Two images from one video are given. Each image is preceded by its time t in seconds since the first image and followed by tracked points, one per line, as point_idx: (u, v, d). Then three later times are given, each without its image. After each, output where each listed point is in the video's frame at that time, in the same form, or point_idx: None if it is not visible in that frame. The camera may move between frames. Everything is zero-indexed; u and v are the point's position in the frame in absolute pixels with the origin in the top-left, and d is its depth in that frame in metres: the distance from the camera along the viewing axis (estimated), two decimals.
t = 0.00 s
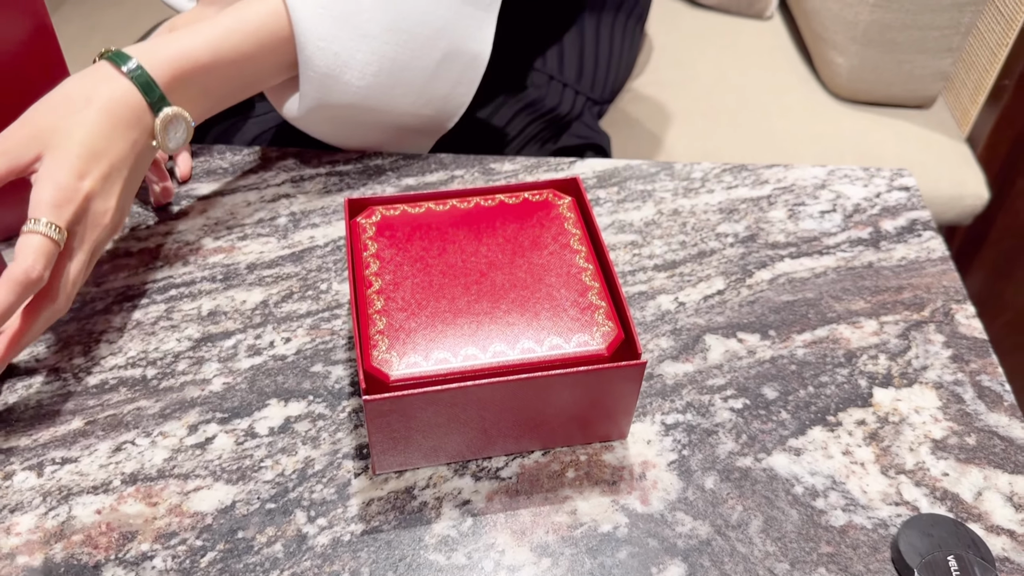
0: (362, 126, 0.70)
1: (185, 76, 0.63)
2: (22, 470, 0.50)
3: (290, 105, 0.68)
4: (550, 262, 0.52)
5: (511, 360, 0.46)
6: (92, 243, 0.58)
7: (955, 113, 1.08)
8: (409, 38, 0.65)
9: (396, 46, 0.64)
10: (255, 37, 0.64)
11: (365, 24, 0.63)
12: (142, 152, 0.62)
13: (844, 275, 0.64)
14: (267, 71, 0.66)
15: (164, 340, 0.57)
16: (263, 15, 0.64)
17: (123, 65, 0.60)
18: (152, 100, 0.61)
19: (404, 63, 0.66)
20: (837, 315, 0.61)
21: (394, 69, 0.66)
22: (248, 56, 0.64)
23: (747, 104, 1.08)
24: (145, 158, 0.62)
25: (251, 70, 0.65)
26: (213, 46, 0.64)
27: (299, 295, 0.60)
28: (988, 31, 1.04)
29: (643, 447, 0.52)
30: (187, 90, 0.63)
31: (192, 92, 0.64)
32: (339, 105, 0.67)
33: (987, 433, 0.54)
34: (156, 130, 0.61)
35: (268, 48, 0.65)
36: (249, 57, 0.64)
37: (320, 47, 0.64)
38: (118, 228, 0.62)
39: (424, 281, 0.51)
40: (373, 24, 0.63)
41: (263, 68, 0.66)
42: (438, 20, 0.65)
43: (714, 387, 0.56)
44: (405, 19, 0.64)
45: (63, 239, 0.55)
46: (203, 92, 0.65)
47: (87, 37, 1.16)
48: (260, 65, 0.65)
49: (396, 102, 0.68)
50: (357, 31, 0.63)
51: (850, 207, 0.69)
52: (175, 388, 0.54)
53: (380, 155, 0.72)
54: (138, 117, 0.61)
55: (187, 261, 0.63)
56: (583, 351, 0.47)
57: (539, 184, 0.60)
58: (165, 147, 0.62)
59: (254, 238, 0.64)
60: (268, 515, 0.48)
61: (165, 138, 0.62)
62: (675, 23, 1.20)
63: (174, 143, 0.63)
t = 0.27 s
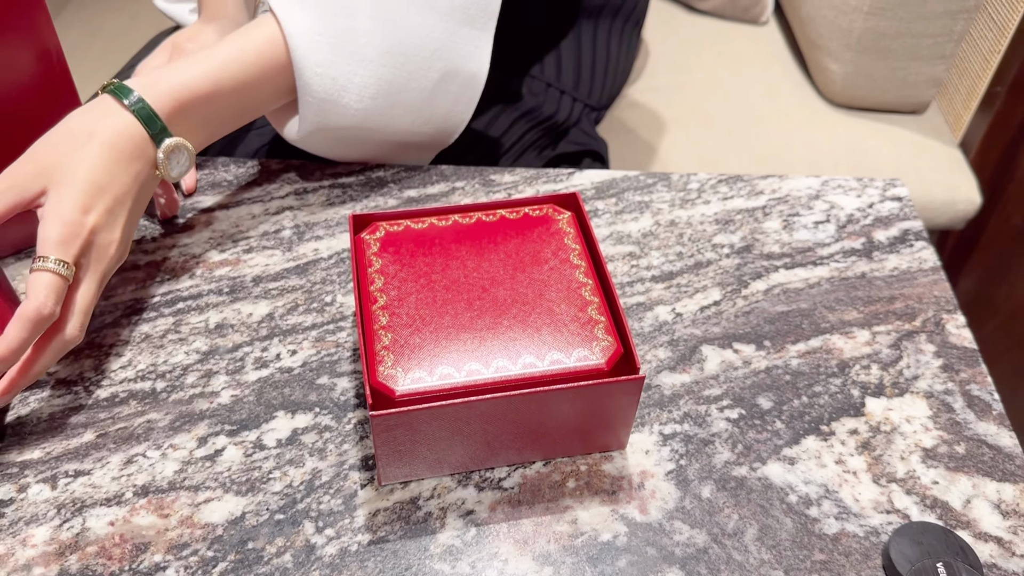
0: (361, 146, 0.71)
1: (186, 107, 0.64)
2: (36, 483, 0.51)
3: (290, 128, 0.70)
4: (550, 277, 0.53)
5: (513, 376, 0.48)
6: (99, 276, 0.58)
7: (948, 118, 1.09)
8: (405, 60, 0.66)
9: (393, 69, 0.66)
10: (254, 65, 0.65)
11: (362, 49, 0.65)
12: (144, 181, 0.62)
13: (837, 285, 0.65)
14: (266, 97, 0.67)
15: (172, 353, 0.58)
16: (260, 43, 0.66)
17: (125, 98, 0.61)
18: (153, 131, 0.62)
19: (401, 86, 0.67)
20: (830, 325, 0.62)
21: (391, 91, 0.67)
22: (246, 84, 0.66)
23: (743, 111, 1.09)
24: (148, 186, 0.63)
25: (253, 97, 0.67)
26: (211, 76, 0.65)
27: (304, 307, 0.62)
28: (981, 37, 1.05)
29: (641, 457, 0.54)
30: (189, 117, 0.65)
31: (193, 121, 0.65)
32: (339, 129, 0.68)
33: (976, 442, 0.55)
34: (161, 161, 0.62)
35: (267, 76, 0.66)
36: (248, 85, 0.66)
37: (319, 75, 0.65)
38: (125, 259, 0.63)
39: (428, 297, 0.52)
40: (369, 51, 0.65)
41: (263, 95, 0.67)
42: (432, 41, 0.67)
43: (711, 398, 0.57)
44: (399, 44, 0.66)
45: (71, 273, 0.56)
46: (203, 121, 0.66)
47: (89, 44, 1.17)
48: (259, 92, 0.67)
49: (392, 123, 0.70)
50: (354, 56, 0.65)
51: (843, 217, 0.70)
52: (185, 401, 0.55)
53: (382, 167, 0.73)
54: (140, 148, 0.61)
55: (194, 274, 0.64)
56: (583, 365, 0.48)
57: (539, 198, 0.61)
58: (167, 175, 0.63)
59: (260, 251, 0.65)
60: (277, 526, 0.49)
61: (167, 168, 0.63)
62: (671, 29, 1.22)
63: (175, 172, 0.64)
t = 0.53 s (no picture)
0: (366, 157, 0.73)
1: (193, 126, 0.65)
2: (49, 489, 0.52)
3: (295, 140, 0.71)
4: (551, 285, 0.55)
5: (516, 383, 0.49)
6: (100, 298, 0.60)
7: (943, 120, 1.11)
8: (408, 73, 0.67)
9: (396, 82, 0.67)
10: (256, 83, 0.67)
11: (365, 63, 0.66)
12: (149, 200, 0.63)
13: (832, 289, 0.66)
14: (272, 112, 0.69)
15: (180, 359, 0.59)
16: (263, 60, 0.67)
17: (131, 119, 0.62)
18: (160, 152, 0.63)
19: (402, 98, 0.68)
20: (826, 329, 0.63)
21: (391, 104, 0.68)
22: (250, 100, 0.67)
23: (740, 113, 1.10)
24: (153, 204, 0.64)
25: (258, 113, 0.68)
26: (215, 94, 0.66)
27: (309, 313, 0.63)
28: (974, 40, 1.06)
29: (641, 460, 0.55)
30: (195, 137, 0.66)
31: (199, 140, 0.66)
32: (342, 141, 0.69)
33: (969, 444, 0.57)
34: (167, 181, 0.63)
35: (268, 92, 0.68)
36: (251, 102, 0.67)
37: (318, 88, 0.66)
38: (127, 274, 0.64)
39: (432, 305, 0.53)
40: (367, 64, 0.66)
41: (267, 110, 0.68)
42: (434, 53, 0.68)
43: (709, 401, 0.58)
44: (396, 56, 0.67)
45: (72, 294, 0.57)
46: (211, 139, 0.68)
47: (90, 48, 1.18)
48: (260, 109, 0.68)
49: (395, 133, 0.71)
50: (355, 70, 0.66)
51: (838, 222, 0.72)
52: (193, 407, 0.57)
53: (385, 174, 0.74)
54: (144, 167, 0.62)
55: (201, 281, 0.65)
56: (584, 372, 0.49)
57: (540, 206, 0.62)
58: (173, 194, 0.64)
59: (265, 257, 0.66)
60: (286, 530, 0.51)
61: (174, 187, 0.64)
62: (668, 31, 1.22)
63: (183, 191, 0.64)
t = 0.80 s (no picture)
0: (377, 155, 0.73)
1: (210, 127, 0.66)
2: (54, 492, 0.53)
3: (307, 139, 0.71)
4: (553, 287, 0.55)
5: (518, 385, 0.49)
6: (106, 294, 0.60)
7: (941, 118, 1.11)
8: (418, 73, 0.68)
9: (407, 81, 0.67)
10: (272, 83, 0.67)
11: (377, 62, 0.66)
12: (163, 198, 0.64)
13: (832, 289, 0.67)
14: (285, 112, 0.69)
15: (184, 362, 0.60)
16: (278, 59, 0.67)
17: (149, 116, 0.63)
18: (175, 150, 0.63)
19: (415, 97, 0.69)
20: (826, 329, 0.64)
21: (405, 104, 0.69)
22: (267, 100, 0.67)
23: (739, 112, 1.11)
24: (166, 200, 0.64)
25: (274, 113, 0.68)
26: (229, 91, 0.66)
27: (311, 316, 0.63)
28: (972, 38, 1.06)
29: (643, 461, 0.55)
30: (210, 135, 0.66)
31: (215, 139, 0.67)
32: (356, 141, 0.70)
33: (968, 443, 0.57)
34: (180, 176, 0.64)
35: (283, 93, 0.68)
36: (268, 102, 0.67)
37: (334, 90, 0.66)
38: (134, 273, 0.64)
39: (435, 308, 0.54)
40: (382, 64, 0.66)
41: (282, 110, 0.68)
42: (443, 54, 0.68)
43: (710, 402, 0.59)
44: (411, 55, 0.67)
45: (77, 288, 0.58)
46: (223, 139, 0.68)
47: (89, 49, 1.18)
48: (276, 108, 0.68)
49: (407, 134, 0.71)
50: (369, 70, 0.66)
51: (837, 222, 0.72)
52: (197, 410, 0.57)
53: (386, 175, 0.74)
54: (160, 166, 0.63)
55: (203, 283, 0.65)
56: (587, 374, 0.50)
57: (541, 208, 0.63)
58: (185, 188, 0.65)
59: (267, 260, 0.67)
60: (291, 532, 0.51)
61: (187, 183, 0.65)
62: (667, 30, 1.23)
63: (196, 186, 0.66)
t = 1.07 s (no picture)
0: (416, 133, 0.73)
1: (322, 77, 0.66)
2: (56, 494, 0.53)
3: (352, 118, 0.70)
4: (551, 288, 0.55)
5: (517, 386, 0.49)
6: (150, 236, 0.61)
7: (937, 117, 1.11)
8: (460, 62, 0.69)
9: (451, 68, 0.69)
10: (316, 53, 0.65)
11: (428, 46, 0.67)
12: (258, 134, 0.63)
13: (829, 289, 0.67)
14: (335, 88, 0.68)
15: (184, 364, 0.60)
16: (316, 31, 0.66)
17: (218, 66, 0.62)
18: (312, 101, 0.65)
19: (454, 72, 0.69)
20: (823, 329, 0.64)
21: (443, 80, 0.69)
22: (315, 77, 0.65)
23: (737, 111, 1.11)
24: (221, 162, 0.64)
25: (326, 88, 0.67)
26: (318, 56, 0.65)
27: (311, 317, 0.63)
28: (969, 37, 1.07)
29: (641, 461, 0.56)
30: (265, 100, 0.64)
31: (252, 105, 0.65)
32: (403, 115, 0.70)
33: (964, 443, 0.57)
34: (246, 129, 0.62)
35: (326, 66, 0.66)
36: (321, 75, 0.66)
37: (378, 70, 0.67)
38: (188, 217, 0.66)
39: (434, 310, 0.54)
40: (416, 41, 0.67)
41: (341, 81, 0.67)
42: (482, 48, 0.70)
43: (708, 402, 0.59)
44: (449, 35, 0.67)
45: (132, 229, 0.59)
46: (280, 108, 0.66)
47: (87, 50, 1.18)
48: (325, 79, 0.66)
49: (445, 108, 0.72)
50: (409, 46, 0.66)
51: (834, 222, 0.72)
52: (198, 412, 0.57)
53: (385, 176, 0.74)
54: (227, 120, 0.62)
55: (203, 285, 0.65)
56: (585, 376, 0.50)
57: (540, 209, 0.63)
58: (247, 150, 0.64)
59: (267, 262, 0.67)
60: (292, 533, 0.51)
61: (251, 143, 0.63)
62: (664, 29, 1.23)
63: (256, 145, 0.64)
